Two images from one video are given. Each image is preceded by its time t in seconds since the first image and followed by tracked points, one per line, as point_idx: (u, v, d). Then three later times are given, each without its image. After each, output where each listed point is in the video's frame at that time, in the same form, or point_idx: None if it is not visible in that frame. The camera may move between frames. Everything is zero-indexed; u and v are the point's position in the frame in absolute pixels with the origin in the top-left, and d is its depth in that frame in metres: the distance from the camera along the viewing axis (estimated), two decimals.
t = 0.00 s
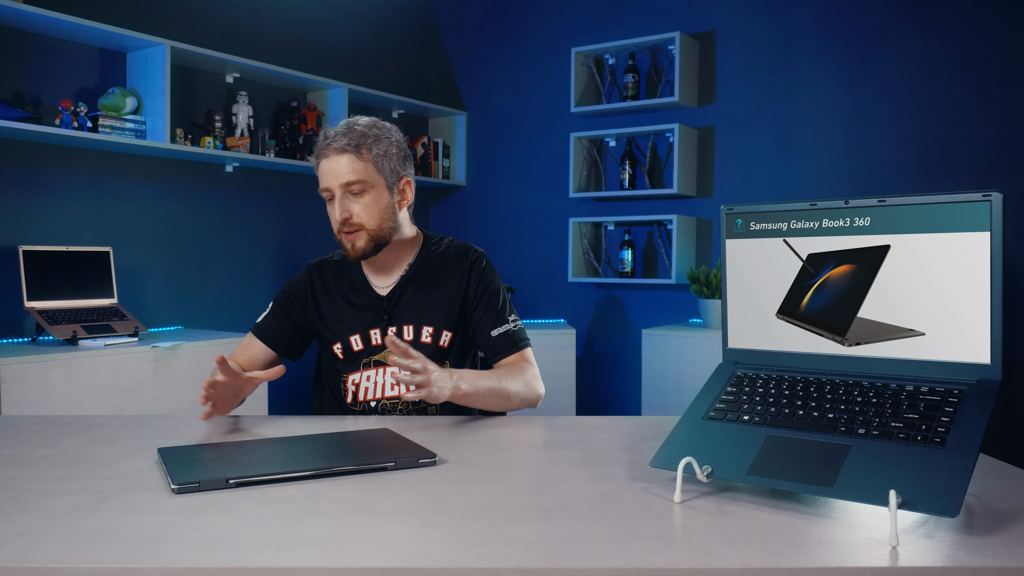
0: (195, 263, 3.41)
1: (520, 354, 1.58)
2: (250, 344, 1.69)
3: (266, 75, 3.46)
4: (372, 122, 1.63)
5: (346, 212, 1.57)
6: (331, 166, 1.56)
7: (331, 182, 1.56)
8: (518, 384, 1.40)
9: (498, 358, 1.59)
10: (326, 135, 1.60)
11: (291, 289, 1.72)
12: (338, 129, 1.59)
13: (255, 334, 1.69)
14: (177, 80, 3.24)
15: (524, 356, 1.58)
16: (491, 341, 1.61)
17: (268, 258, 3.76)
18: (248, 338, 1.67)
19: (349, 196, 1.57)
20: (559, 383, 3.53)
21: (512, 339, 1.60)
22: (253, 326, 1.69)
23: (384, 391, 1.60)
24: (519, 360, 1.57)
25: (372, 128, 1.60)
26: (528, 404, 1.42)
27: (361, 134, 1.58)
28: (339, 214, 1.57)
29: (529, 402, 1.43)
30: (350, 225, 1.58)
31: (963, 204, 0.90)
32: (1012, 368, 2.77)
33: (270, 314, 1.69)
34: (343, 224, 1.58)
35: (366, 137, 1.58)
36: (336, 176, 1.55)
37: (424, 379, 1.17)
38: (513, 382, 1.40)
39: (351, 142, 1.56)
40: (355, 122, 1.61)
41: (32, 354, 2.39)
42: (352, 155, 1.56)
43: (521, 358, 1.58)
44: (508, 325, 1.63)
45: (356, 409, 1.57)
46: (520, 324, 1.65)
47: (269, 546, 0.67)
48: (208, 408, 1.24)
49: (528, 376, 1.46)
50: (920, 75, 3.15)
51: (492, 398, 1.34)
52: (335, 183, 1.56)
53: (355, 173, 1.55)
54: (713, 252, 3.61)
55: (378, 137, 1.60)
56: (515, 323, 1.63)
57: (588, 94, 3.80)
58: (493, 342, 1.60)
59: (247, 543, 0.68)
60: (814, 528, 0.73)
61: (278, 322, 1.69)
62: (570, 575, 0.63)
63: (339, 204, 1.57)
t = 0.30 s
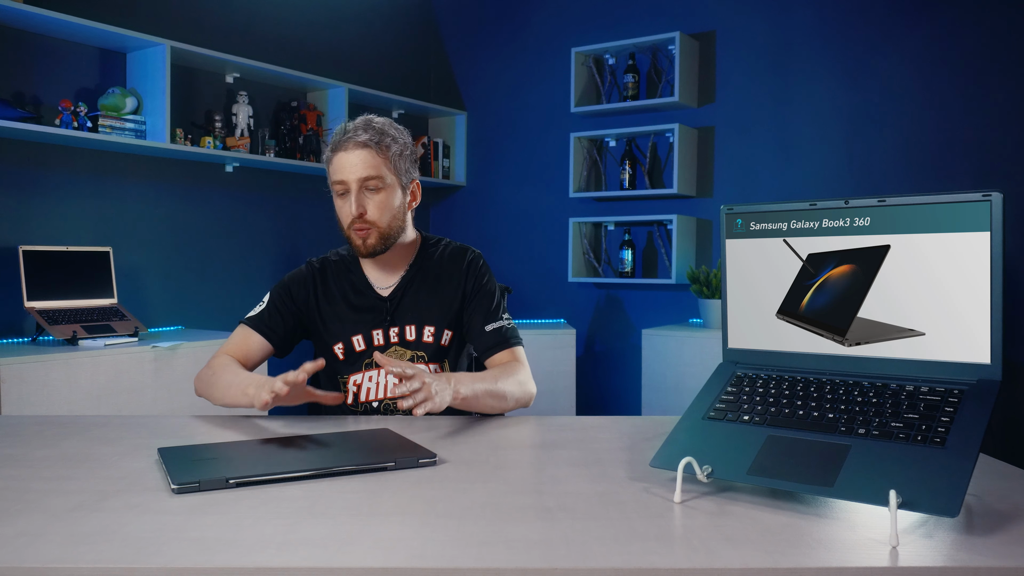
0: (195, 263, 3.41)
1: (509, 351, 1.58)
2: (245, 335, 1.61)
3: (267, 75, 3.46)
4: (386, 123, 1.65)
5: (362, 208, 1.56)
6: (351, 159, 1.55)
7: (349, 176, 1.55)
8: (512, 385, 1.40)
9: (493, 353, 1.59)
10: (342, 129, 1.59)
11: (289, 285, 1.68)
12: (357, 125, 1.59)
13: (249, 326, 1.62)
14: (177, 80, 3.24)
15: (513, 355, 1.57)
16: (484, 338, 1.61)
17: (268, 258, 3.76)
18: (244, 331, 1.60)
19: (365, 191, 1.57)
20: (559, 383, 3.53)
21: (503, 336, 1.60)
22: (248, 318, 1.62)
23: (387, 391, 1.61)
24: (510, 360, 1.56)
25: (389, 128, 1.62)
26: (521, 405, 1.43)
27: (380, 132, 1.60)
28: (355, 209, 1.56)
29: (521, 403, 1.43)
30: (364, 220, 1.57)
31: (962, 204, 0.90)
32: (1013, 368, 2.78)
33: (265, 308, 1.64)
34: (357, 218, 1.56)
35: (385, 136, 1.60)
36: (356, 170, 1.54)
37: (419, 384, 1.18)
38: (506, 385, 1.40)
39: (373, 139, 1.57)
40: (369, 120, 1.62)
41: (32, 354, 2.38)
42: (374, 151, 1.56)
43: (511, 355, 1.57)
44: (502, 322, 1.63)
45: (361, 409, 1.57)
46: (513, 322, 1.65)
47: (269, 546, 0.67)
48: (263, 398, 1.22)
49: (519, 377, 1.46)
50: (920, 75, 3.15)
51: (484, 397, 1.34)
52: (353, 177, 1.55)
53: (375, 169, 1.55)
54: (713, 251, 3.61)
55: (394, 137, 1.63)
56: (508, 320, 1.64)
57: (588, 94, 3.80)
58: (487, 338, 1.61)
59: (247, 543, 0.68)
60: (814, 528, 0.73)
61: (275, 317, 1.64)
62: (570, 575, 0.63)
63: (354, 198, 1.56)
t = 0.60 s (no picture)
0: (195, 263, 3.41)
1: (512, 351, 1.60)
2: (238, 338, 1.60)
3: (267, 75, 3.46)
4: (395, 124, 1.65)
5: (372, 207, 1.56)
6: (362, 159, 1.55)
7: (360, 175, 1.55)
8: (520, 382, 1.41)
9: (496, 353, 1.60)
10: (352, 128, 1.59)
11: (286, 285, 1.68)
12: (367, 125, 1.59)
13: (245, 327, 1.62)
14: (177, 80, 3.24)
15: (518, 353, 1.59)
16: (488, 336, 1.63)
17: (268, 258, 3.76)
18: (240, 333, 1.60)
19: (375, 192, 1.57)
20: (559, 383, 3.53)
21: (506, 336, 1.61)
22: (245, 319, 1.61)
23: (390, 392, 1.62)
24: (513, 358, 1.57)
25: (399, 129, 1.63)
26: (526, 403, 1.42)
27: (391, 133, 1.61)
28: (365, 209, 1.56)
29: (527, 401, 1.43)
30: (373, 220, 1.57)
31: (962, 204, 0.90)
32: (1012, 368, 2.78)
33: (262, 309, 1.63)
34: (367, 218, 1.56)
35: (396, 137, 1.61)
36: (367, 169, 1.55)
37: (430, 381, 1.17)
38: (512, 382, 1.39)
39: (384, 139, 1.58)
40: (379, 121, 1.63)
41: (31, 354, 2.38)
42: (385, 151, 1.57)
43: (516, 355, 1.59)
44: (504, 322, 1.65)
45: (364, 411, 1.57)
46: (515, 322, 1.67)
47: (268, 546, 0.67)
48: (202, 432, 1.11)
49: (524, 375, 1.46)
50: (920, 75, 3.15)
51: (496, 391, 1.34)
52: (362, 177, 1.55)
53: (385, 170, 1.56)
54: (713, 251, 3.61)
55: (404, 139, 1.63)
56: (510, 320, 1.65)
57: (588, 94, 3.80)
58: (490, 338, 1.62)
59: (247, 543, 0.68)
60: (814, 528, 0.73)
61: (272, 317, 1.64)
62: (569, 575, 0.63)
63: (364, 198, 1.56)
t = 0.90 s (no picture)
0: (194, 262, 3.41)
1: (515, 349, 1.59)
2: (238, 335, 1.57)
3: (267, 74, 3.46)
4: (376, 123, 1.64)
5: (363, 213, 1.56)
6: (346, 167, 1.55)
7: (346, 183, 1.55)
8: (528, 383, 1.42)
9: (499, 352, 1.60)
10: (333, 137, 1.59)
11: (288, 284, 1.68)
12: (347, 131, 1.58)
13: (247, 326, 1.60)
14: (177, 80, 3.24)
15: (520, 352, 1.58)
16: (491, 335, 1.62)
17: (268, 257, 3.76)
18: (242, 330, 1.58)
19: (364, 197, 1.57)
20: (559, 383, 3.53)
21: (508, 335, 1.61)
22: (247, 318, 1.60)
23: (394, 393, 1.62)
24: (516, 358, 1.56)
25: (379, 130, 1.61)
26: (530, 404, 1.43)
27: (371, 135, 1.59)
28: (356, 216, 1.56)
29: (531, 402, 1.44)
30: (366, 225, 1.57)
31: (962, 204, 0.90)
32: (1012, 367, 2.78)
33: (265, 308, 1.62)
34: (360, 224, 1.57)
35: (376, 138, 1.59)
36: (352, 176, 1.55)
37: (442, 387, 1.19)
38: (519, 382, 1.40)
39: (364, 143, 1.56)
40: (360, 124, 1.62)
41: (31, 354, 2.38)
42: (366, 156, 1.56)
43: (518, 354, 1.58)
44: (507, 321, 1.65)
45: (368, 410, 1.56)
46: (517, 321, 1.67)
47: (268, 546, 0.67)
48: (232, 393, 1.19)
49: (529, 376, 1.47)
50: (920, 75, 3.15)
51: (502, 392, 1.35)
52: (350, 184, 1.55)
53: (372, 173, 1.56)
54: (713, 251, 3.61)
55: (386, 138, 1.62)
56: (513, 320, 1.65)
57: (588, 94, 3.80)
58: (492, 337, 1.62)
59: (246, 543, 0.68)
60: (814, 528, 0.73)
61: (274, 315, 1.62)
62: (569, 575, 0.63)
63: (355, 204, 1.57)
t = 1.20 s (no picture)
0: (194, 263, 3.41)
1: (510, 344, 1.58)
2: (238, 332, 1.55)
3: (267, 75, 3.46)
4: (385, 123, 1.64)
5: (363, 210, 1.56)
6: (350, 163, 1.55)
7: (349, 179, 1.55)
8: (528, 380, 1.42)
9: (495, 346, 1.59)
10: (340, 132, 1.59)
11: (287, 284, 1.68)
12: (354, 128, 1.58)
13: (249, 324, 1.59)
14: (177, 81, 3.24)
15: (515, 347, 1.57)
16: (486, 331, 1.62)
17: (268, 257, 3.76)
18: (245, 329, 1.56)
19: (366, 194, 1.57)
20: (559, 382, 3.54)
21: (503, 330, 1.61)
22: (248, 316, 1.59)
23: (391, 393, 1.62)
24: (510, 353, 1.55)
25: (388, 130, 1.61)
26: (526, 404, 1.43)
27: (379, 134, 1.59)
28: (356, 212, 1.56)
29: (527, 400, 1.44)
30: (366, 223, 1.57)
31: (962, 204, 0.90)
32: (1012, 367, 2.78)
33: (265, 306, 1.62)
34: (359, 221, 1.57)
35: (384, 138, 1.59)
36: (355, 173, 1.55)
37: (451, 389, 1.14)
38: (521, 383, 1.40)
39: (371, 142, 1.56)
40: (368, 123, 1.62)
41: (32, 354, 2.38)
42: (372, 154, 1.56)
43: (513, 350, 1.57)
44: (502, 317, 1.65)
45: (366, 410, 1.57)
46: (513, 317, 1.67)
47: (268, 546, 0.67)
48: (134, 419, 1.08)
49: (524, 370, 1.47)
50: (920, 75, 3.15)
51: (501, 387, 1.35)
52: (353, 180, 1.55)
53: (376, 172, 1.55)
54: (713, 251, 3.61)
55: (393, 139, 1.62)
56: (508, 315, 1.65)
57: (588, 94, 3.80)
58: (487, 332, 1.62)
59: (246, 543, 0.68)
60: (814, 528, 0.73)
61: (274, 313, 1.62)
62: (569, 575, 0.63)
63: (356, 201, 1.56)
